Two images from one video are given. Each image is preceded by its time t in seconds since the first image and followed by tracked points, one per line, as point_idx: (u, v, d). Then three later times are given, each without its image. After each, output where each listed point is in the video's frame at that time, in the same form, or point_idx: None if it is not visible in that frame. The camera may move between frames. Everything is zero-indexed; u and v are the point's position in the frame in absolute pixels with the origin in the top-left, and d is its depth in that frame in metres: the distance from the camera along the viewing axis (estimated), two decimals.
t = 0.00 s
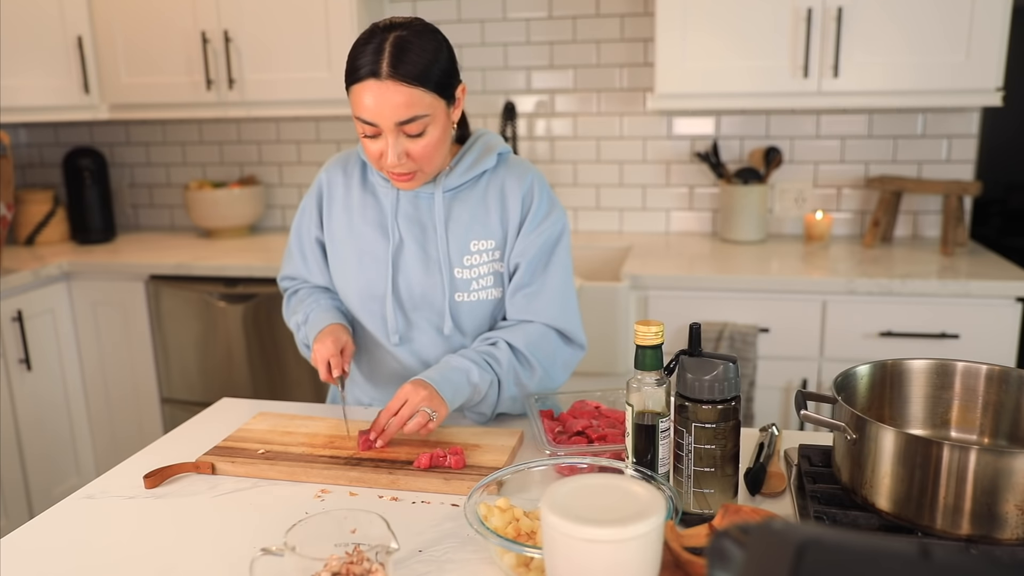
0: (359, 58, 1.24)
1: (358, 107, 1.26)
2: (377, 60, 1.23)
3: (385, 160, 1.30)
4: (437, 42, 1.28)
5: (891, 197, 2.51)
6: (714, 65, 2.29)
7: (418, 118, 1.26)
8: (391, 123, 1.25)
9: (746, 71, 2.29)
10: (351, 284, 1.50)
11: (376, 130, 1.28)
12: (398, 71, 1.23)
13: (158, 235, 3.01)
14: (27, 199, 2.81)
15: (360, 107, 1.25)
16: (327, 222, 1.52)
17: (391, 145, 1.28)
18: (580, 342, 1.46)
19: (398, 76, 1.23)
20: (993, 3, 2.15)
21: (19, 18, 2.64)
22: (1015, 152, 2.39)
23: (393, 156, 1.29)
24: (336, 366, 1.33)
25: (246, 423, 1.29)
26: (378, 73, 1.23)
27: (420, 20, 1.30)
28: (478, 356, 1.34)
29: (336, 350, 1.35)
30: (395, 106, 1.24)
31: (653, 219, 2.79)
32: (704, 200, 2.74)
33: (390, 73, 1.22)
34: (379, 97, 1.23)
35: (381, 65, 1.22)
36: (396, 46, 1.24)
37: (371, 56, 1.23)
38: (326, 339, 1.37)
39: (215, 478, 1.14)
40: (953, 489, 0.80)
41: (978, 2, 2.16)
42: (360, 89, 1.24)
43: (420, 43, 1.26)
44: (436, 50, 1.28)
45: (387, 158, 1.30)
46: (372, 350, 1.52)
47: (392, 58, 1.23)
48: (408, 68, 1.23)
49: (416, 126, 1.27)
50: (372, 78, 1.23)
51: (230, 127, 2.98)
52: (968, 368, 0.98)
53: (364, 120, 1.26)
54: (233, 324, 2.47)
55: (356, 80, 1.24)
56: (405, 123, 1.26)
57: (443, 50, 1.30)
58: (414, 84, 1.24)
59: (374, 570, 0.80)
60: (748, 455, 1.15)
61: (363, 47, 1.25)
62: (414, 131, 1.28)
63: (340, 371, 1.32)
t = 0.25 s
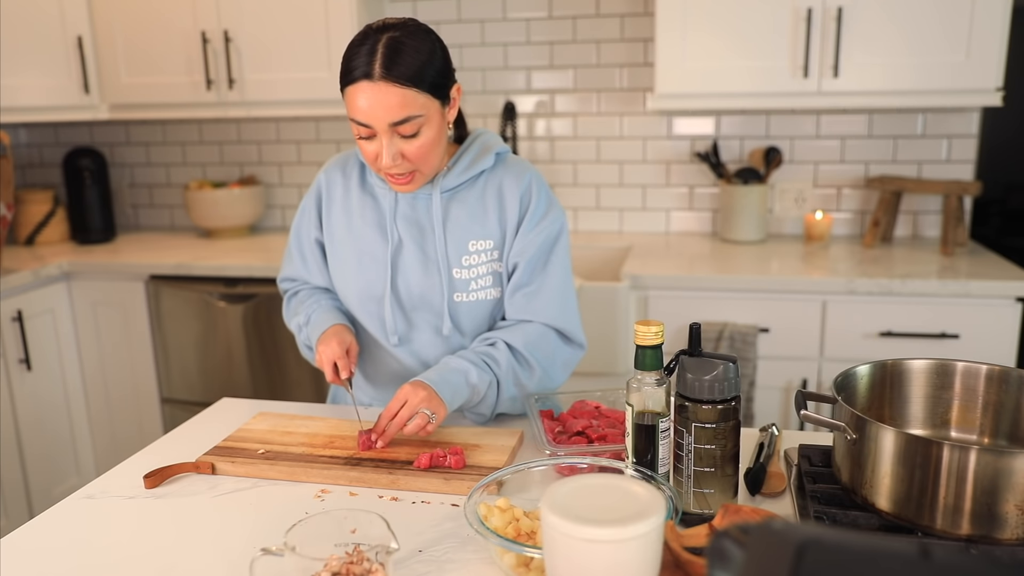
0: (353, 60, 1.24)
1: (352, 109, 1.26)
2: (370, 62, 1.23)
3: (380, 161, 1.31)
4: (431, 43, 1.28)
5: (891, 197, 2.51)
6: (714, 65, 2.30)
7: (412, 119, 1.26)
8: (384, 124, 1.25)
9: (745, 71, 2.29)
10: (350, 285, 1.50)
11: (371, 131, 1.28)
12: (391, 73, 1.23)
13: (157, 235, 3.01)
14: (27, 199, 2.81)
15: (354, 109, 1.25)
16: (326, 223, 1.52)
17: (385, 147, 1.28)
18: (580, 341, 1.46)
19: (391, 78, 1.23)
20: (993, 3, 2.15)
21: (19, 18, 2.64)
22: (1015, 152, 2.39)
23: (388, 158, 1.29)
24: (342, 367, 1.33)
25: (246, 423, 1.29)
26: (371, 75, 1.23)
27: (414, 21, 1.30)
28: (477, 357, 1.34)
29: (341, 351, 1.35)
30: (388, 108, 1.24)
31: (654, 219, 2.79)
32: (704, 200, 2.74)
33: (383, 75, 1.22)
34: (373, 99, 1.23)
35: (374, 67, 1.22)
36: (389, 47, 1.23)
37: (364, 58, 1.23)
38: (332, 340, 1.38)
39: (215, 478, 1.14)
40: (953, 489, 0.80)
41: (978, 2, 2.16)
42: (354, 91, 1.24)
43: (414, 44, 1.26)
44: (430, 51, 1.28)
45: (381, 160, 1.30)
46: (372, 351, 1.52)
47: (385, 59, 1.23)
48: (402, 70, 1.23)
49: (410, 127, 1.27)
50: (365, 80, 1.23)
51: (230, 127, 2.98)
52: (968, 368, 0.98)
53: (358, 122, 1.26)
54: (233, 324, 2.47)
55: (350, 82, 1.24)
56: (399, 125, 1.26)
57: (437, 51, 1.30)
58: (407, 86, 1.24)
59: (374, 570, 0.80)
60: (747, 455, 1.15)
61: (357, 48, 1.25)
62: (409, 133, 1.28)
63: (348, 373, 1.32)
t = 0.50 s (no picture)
0: (349, 61, 1.24)
1: (348, 111, 1.26)
2: (366, 64, 1.23)
3: (377, 163, 1.31)
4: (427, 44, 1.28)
5: (891, 197, 2.51)
6: (714, 65, 2.30)
7: (409, 120, 1.26)
8: (381, 126, 1.25)
9: (745, 71, 2.29)
10: (350, 285, 1.50)
11: (368, 133, 1.28)
12: (387, 75, 1.22)
13: (158, 235, 3.01)
14: (27, 199, 2.81)
15: (351, 111, 1.25)
16: (326, 223, 1.52)
17: (382, 149, 1.28)
18: (579, 341, 1.46)
19: (387, 79, 1.23)
20: (994, 2, 2.15)
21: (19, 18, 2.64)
22: (1015, 152, 2.39)
23: (385, 159, 1.29)
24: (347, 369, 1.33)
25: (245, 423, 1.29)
26: (368, 77, 1.23)
27: (410, 22, 1.30)
28: (477, 357, 1.34)
29: (345, 353, 1.35)
30: (384, 110, 1.24)
31: (654, 219, 2.79)
32: (704, 200, 2.74)
33: (379, 77, 1.22)
34: (369, 100, 1.23)
35: (370, 69, 1.22)
36: (385, 49, 1.23)
37: (360, 60, 1.23)
38: (336, 343, 1.37)
39: (215, 478, 1.14)
40: (953, 489, 0.80)
41: (978, 2, 2.16)
42: (350, 93, 1.24)
43: (410, 46, 1.26)
44: (427, 52, 1.28)
45: (379, 161, 1.30)
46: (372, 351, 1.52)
47: (381, 61, 1.23)
48: (398, 71, 1.23)
49: (407, 128, 1.27)
50: (361, 82, 1.23)
51: (230, 127, 2.98)
52: (968, 368, 0.98)
53: (355, 124, 1.26)
54: (233, 324, 2.47)
55: (346, 84, 1.24)
56: (395, 126, 1.26)
57: (433, 52, 1.30)
58: (403, 87, 1.24)
59: (374, 570, 0.80)
60: (748, 455, 1.15)
61: (353, 50, 1.25)
62: (406, 135, 1.28)
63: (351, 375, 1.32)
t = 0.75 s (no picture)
0: (348, 63, 1.24)
1: (348, 113, 1.26)
2: (365, 66, 1.23)
3: (377, 165, 1.31)
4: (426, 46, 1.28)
5: (891, 197, 2.51)
6: (714, 65, 2.29)
7: (408, 122, 1.26)
8: (380, 128, 1.25)
9: (745, 71, 2.29)
10: (349, 285, 1.50)
11: (367, 135, 1.28)
12: (386, 77, 1.22)
13: (157, 235, 3.01)
14: (27, 199, 2.82)
15: (350, 114, 1.25)
16: (326, 222, 1.52)
17: (382, 151, 1.28)
18: (579, 341, 1.45)
19: (386, 82, 1.23)
20: (994, 2, 2.15)
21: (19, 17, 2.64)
22: (1015, 152, 2.38)
23: (385, 162, 1.29)
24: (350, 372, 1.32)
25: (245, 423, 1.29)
26: (366, 79, 1.23)
27: (409, 23, 1.30)
28: (476, 357, 1.34)
29: (350, 356, 1.35)
30: (383, 113, 1.24)
31: (654, 220, 2.79)
32: (704, 200, 2.74)
33: (378, 79, 1.22)
34: (368, 102, 1.23)
35: (369, 71, 1.22)
36: (384, 51, 1.23)
37: (359, 62, 1.23)
38: (342, 345, 1.37)
39: (215, 478, 1.14)
40: (953, 489, 0.80)
41: (978, 2, 2.16)
42: (349, 96, 1.24)
43: (409, 47, 1.25)
44: (425, 53, 1.28)
45: (378, 164, 1.30)
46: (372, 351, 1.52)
47: (380, 63, 1.23)
48: (397, 74, 1.23)
49: (406, 130, 1.27)
50: (360, 85, 1.23)
51: (230, 127, 2.98)
52: (968, 368, 0.98)
53: (355, 127, 1.26)
54: (233, 324, 2.47)
55: (345, 86, 1.24)
56: (395, 129, 1.26)
57: (432, 53, 1.30)
58: (402, 89, 1.24)
59: (374, 570, 0.80)
60: (748, 455, 1.15)
61: (351, 52, 1.25)
62: (405, 137, 1.28)
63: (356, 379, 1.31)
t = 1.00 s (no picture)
0: (349, 63, 1.24)
1: (349, 113, 1.26)
2: (366, 67, 1.23)
3: (379, 165, 1.31)
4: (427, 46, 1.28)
5: (891, 197, 2.51)
6: (715, 65, 2.29)
7: (409, 123, 1.26)
8: (382, 128, 1.25)
9: (745, 71, 2.29)
10: (350, 286, 1.50)
11: (368, 135, 1.28)
12: (387, 77, 1.23)
13: (157, 235, 3.01)
14: (28, 199, 2.82)
15: (351, 114, 1.25)
16: (327, 222, 1.52)
17: (383, 151, 1.28)
18: (579, 342, 1.45)
19: (387, 82, 1.23)
20: (994, 2, 2.15)
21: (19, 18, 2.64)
22: (1015, 152, 2.38)
23: (386, 162, 1.29)
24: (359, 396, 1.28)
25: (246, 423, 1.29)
26: (368, 79, 1.23)
27: (410, 23, 1.30)
28: (475, 358, 1.34)
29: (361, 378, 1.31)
30: (385, 113, 1.24)
31: (654, 220, 2.79)
32: (704, 200, 2.74)
33: (380, 79, 1.22)
34: (370, 102, 1.23)
35: (370, 71, 1.22)
36: (385, 50, 1.23)
37: (361, 62, 1.23)
38: (353, 369, 1.33)
39: (215, 478, 1.14)
40: (953, 489, 0.80)
41: (978, 3, 2.16)
42: (351, 96, 1.24)
43: (410, 47, 1.25)
44: (427, 53, 1.28)
45: (380, 164, 1.30)
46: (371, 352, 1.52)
47: (381, 63, 1.22)
48: (398, 74, 1.23)
49: (408, 131, 1.27)
50: (361, 85, 1.23)
51: (230, 127, 2.98)
52: (968, 368, 0.98)
53: (356, 127, 1.26)
54: (233, 324, 2.47)
55: (347, 86, 1.24)
56: (396, 129, 1.26)
57: (434, 53, 1.30)
58: (404, 89, 1.24)
59: (374, 570, 0.80)
60: (748, 455, 1.15)
61: (353, 52, 1.25)
62: (406, 137, 1.28)
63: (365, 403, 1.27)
